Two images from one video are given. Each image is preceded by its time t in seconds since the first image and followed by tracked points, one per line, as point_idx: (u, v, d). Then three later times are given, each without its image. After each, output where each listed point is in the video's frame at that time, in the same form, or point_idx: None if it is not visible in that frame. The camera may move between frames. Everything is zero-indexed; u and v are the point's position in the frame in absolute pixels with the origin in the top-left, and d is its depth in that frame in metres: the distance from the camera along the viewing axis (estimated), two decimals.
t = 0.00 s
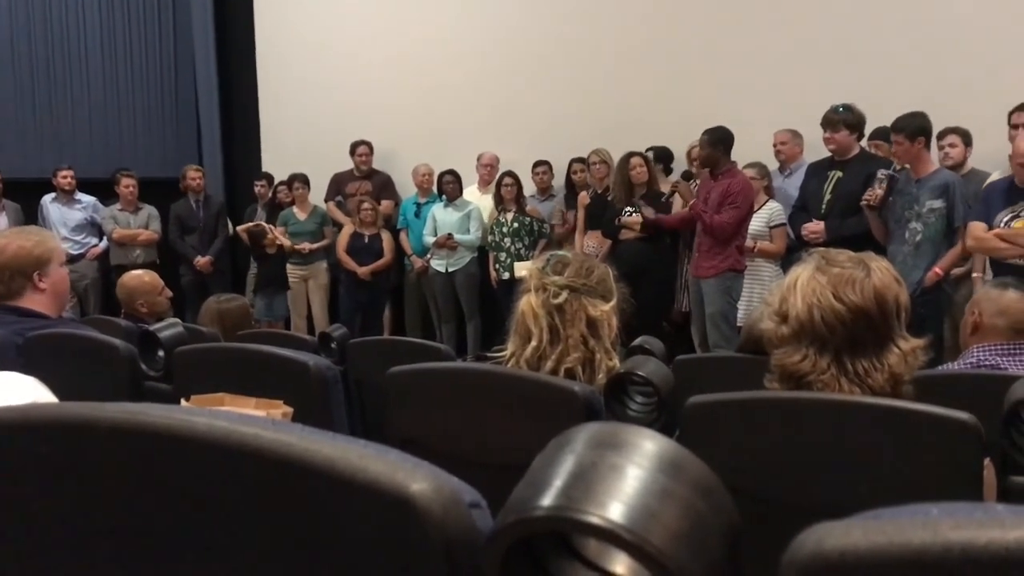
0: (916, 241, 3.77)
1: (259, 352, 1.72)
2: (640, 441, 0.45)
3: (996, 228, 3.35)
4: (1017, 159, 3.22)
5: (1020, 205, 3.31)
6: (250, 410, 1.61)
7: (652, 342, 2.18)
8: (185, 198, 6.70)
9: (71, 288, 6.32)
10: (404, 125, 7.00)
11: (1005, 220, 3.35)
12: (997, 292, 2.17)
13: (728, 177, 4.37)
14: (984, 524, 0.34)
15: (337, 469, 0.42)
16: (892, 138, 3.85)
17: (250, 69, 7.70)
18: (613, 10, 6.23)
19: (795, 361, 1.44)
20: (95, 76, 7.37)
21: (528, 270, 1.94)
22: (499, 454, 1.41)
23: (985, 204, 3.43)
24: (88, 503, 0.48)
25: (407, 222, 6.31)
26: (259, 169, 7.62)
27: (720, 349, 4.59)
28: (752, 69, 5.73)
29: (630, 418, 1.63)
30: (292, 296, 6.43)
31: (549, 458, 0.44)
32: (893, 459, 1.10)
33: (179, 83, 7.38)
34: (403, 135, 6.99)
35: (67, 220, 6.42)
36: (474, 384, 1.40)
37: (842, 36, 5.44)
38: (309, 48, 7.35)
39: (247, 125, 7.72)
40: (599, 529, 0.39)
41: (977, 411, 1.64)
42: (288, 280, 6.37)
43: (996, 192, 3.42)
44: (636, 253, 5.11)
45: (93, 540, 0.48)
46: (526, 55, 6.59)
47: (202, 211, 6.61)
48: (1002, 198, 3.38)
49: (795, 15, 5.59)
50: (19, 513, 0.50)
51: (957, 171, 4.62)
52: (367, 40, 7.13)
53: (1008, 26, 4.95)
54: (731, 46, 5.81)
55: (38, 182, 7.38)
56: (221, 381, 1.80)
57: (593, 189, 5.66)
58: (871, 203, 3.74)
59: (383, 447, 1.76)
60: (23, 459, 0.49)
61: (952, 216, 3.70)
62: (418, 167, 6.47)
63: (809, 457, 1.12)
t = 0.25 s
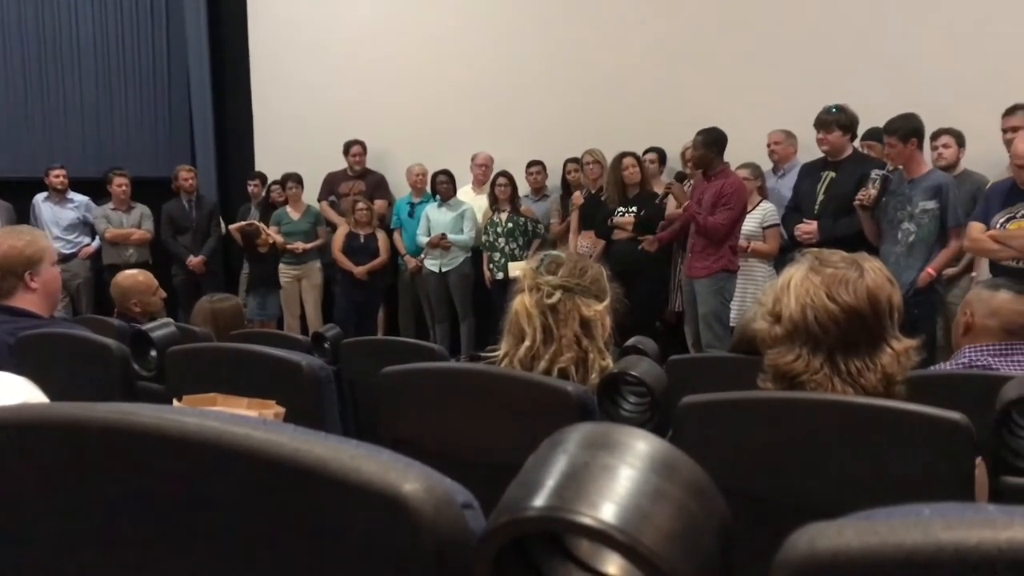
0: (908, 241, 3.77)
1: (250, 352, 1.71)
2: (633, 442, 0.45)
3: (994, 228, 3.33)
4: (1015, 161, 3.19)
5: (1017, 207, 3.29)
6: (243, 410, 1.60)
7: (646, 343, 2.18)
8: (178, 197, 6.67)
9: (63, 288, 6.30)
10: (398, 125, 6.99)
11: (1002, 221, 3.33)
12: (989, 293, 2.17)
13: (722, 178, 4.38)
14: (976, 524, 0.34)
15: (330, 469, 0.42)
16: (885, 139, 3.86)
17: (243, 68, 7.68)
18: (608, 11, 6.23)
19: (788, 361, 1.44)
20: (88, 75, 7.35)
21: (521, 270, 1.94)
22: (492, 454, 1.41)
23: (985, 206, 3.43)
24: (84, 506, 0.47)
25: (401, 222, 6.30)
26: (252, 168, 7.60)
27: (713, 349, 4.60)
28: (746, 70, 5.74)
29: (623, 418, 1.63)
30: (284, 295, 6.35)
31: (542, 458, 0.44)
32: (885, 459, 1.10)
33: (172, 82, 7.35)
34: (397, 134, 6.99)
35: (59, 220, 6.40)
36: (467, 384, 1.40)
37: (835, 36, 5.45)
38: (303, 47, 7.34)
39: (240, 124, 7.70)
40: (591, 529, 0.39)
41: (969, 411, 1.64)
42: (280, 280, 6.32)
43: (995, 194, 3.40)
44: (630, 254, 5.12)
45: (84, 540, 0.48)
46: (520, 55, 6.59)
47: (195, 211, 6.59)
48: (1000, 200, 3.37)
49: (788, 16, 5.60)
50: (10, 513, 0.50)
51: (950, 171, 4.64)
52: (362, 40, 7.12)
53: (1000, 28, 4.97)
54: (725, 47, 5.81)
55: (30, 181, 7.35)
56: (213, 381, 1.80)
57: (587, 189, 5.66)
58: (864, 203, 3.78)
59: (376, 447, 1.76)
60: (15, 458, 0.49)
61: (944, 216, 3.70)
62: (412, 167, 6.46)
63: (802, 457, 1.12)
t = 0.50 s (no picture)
0: (897, 242, 3.79)
1: (239, 351, 1.71)
2: (622, 442, 0.45)
3: (995, 230, 3.32)
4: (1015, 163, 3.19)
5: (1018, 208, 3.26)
6: (232, 410, 1.59)
7: (636, 343, 2.19)
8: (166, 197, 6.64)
9: (51, 287, 6.27)
10: (389, 125, 6.98)
11: (1003, 223, 3.30)
12: (977, 294, 2.19)
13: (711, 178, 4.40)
14: (963, 525, 0.34)
15: (317, 469, 0.42)
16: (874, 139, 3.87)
17: (233, 67, 7.66)
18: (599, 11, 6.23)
19: (778, 362, 1.44)
20: (77, 73, 7.31)
21: (511, 270, 1.94)
22: (482, 454, 1.41)
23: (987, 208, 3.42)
24: (69, 506, 0.47)
25: (392, 222, 6.29)
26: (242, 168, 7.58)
27: (702, 349, 4.62)
28: (736, 71, 5.75)
29: (613, 418, 1.63)
30: (274, 296, 6.34)
31: (531, 459, 0.44)
32: (874, 459, 1.11)
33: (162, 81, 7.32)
34: (388, 134, 6.98)
35: (47, 219, 6.36)
36: (457, 384, 1.40)
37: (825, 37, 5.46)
38: (293, 47, 7.32)
39: (230, 124, 7.67)
40: (580, 530, 0.39)
41: (958, 412, 1.65)
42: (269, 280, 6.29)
43: (996, 197, 3.39)
44: (620, 254, 5.13)
45: (69, 540, 0.48)
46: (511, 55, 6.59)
47: (183, 210, 6.56)
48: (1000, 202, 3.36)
49: (778, 17, 5.61)
50: None
51: (939, 173, 4.65)
52: (353, 40, 7.11)
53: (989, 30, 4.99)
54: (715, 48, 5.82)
55: (19, 180, 7.31)
56: (202, 381, 1.79)
57: (578, 189, 5.65)
58: (853, 203, 3.78)
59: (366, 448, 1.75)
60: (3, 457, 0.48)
61: (932, 217, 3.72)
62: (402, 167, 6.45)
63: (791, 457, 1.12)
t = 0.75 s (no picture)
0: (882, 243, 3.80)
1: (224, 351, 1.70)
2: (608, 443, 0.45)
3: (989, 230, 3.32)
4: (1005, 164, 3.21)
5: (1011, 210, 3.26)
6: (216, 411, 1.58)
7: (623, 343, 2.19)
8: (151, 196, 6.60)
9: (35, 287, 6.23)
10: (376, 125, 6.97)
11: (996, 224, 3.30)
12: (962, 294, 2.20)
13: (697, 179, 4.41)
14: (947, 524, 0.34)
15: (302, 470, 0.42)
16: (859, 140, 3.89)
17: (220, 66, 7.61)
18: (587, 12, 6.23)
19: (764, 362, 1.45)
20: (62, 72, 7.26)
21: (498, 270, 1.94)
22: (468, 454, 1.40)
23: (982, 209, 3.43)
24: (52, 506, 0.47)
25: (379, 221, 6.28)
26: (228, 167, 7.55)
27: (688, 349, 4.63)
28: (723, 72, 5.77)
29: (600, 419, 1.63)
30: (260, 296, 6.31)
31: (516, 460, 0.44)
32: (859, 459, 1.11)
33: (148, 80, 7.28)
34: (375, 134, 6.95)
35: (31, 219, 6.31)
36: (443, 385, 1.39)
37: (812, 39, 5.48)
38: (280, 46, 7.29)
39: (217, 123, 7.63)
40: (565, 531, 0.38)
41: (943, 412, 1.66)
42: (256, 280, 6.27)
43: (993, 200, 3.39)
44: (607, 254, 5.14)
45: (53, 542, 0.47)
46: (498, 55, 6.59)
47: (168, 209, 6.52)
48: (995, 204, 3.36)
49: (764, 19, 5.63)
50: None
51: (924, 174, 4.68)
52: (340, 39, 7.08)
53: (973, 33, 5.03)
54: (702, 49, 5.84)
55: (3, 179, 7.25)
56: (187, 382, 1.78)
57: (565, 190, 5.65)
58: (837, 207, 3.75)
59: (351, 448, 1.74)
60: None
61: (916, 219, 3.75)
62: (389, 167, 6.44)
63: (777, 458, 1.12)
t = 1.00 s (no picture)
0: (863, 244, 3.83)
1: (206, 351, 1.69)
2: (592, 444, 0.45)
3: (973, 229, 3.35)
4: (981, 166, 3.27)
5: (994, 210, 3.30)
6: (198, 411, 1.57)
7: (606, 344, 2.19)
8: (133, 195, 6.55)
9: (15, 287, 6.17)
10: (359, 124, 6.94)
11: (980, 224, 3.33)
12: (943, 295, 2.22)
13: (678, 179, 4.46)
14: (929, 526, 0.34)
15: (285, 470, 0.41)
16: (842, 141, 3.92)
17: (202, 64, 7.56)
18: (571, 13, 6.23)
19: (746, 362, 1.46)
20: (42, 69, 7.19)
21: (482, 270, 1.94)
22: (452, 455, 1.40)
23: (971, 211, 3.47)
24: (30, 507, 0.46)
25: (362, 221, 6.26)
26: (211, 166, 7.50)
27: (671, 349, 4.64)
28: (707, 74, 5.80)
29: (584, 419, 1.63)
30: (243, 296, 6.28)
31: (500, 461, 0.43)
32: (841, 459, 1.12)
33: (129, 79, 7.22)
34: (359, 133, 6.93)
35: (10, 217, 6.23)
36: (426, 384, 1.39)
37: (795, 41, 5.50)
38: (264, 45, 7.26)
39: (199, 122, 7.59)
40: (549, 532, 0.38)
41: (924, 412, 1.67)
42: (239, 279, 6.24)
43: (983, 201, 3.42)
44: (591, 254, 5.15)
45: (33, 544, 0.47)
46: (482, 55, 6.58)
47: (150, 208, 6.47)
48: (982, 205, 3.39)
49: (748, 20, 5.65)
50: None
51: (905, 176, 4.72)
52: (323, 39, 7.06)
53: (953, 35, 5.06)
54: (686, 50, 5.86)
55: None
56: (168, 382, 1.77)
57: (549, 190, 5.65)
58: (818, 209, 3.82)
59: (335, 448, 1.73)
60: None
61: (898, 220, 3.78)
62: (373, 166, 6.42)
63: (760, 457, 1.13)
